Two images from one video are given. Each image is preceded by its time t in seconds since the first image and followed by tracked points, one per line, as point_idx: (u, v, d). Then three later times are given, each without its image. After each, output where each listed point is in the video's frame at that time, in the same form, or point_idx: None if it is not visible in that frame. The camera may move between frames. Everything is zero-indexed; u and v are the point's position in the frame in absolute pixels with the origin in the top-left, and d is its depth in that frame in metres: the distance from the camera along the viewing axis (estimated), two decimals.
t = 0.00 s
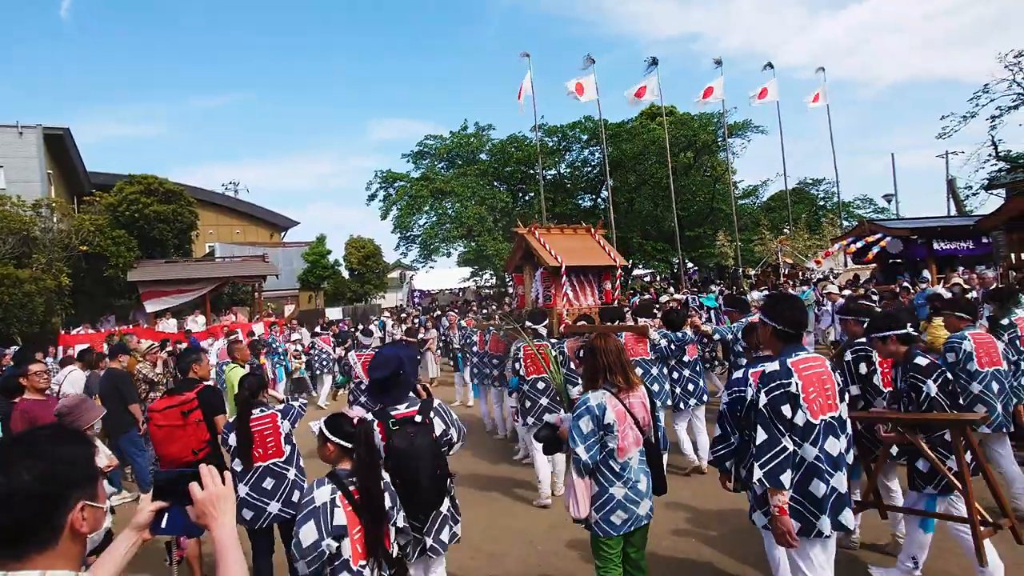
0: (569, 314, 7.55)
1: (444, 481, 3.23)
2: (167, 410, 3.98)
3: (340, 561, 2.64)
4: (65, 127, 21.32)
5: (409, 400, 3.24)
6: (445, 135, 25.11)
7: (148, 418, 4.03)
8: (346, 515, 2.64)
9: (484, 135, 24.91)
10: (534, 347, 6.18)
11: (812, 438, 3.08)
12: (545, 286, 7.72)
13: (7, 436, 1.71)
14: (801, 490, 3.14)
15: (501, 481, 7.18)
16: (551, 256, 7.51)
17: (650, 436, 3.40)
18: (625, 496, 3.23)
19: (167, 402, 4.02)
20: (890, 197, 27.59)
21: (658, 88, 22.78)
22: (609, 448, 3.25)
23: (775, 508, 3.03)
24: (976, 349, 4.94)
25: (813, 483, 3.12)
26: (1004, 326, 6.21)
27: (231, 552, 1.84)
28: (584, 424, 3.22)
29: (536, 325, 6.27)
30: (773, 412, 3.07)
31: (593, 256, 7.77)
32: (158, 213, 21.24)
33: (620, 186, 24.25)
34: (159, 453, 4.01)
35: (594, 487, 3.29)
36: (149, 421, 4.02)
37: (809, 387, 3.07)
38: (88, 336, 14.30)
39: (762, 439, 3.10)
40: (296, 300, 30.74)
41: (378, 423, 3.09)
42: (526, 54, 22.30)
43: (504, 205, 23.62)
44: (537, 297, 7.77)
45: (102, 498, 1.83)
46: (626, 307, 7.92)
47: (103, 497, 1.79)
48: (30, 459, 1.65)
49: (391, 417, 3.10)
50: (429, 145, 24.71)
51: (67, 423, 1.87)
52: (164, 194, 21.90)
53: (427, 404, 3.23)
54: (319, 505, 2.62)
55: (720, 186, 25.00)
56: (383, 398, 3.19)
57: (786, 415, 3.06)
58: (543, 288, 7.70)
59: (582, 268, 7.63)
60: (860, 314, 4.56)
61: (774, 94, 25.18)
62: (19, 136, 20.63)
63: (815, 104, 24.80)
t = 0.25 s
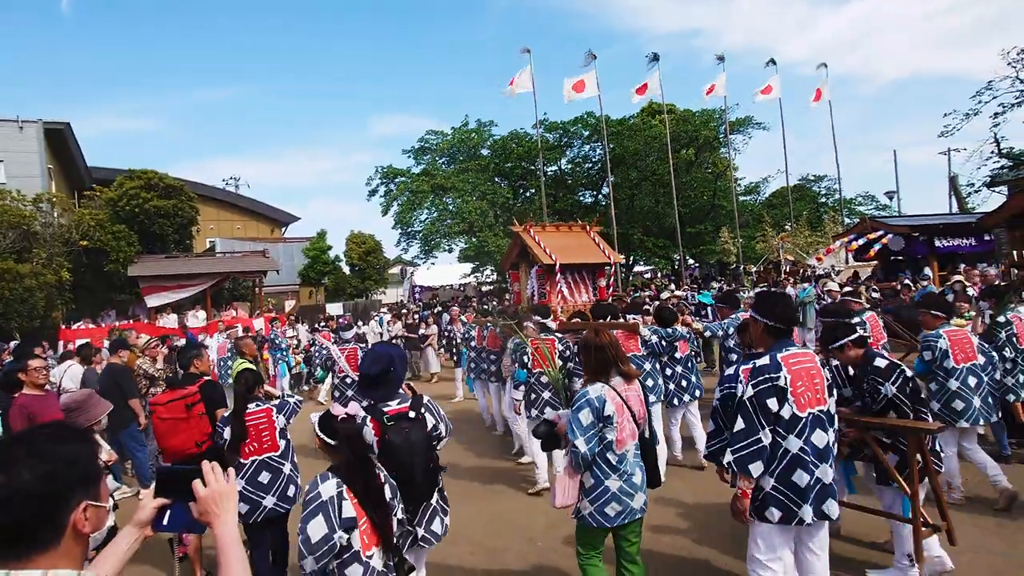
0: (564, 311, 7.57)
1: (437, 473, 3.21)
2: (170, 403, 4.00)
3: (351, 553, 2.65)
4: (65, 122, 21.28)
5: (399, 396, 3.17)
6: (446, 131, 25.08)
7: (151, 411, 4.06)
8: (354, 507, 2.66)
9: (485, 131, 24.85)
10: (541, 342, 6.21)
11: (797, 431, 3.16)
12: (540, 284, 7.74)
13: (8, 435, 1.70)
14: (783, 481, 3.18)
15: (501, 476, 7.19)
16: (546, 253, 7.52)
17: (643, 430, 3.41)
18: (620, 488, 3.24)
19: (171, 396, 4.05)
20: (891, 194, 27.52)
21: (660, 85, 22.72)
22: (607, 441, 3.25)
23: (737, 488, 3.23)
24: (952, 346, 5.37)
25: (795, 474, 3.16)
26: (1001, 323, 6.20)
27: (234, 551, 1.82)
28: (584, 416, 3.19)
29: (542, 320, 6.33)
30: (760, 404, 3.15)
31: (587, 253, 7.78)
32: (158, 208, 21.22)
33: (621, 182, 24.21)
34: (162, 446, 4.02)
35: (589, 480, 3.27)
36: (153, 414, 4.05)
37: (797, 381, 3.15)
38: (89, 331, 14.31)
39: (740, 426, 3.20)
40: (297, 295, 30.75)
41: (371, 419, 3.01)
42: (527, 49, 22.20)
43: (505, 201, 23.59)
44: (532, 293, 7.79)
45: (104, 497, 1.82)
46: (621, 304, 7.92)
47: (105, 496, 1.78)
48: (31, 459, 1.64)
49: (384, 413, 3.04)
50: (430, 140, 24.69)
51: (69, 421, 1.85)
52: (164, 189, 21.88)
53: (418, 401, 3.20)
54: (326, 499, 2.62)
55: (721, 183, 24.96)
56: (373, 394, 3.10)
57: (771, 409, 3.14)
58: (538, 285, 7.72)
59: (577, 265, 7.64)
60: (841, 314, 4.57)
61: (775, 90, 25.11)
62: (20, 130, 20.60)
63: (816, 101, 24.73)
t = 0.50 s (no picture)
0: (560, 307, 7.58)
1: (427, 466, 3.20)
2: (186, 398, 4.13)
3: (352, 550, 2.75)
4: (67, 116, 21.28)
5: (392, 389, 3.15)
6: (448, 126, 25.05)
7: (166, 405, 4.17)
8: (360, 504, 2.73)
9: (487, 126, 24.81)
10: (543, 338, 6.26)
11: (784, 424, 3.19)
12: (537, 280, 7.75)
13: (10, 430, 1.69)
14: (770, 473, 3.19)
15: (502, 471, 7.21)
16: (541, 250, 7.50)
17: (638, 426, 3.43)
18: (615, 483, 3.24)
19: (185, 390, 4.16)
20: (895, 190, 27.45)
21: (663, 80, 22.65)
22: (601, 436, 3.24)
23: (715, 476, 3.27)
24: (937, 341, 5.51)
25: (781, 467, 3.18)
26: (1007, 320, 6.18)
27: (236, 548, 1.82)
28: (578, 412, 3.19)
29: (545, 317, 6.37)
30: (746, 399, 3.17)
31: (582, 249, 7.73)
32: (160, 202, 21.23)
33: (623, 178, 24.16)
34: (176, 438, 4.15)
35: (583, 475, 3.26)
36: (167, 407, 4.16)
37: (785, 375, 3.18)
38: (91, 325, 14.35)
39: (727, 420, 3.23)
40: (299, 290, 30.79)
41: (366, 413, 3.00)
42: (530, 44, 22.12)
43: (507, 196, 23.56)
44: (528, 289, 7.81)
45: (106, 493, 1.82)
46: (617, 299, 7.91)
47: (107, 492, 1.78)
48: (33, 456, 1.63)
49: (379, 407, 3.04)
50: (432, 136, 24.69)
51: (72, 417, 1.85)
52: (166, 183, 21.88)
53: (411, 393, 3.19)
54: (330, 496, 2.70)
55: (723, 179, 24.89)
56: (368, 388, 3.09)
57: (758, 404, 3.16)
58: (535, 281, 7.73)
59: (572, 262, 7.62)
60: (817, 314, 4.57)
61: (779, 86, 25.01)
62: (22, 124, 20.61)
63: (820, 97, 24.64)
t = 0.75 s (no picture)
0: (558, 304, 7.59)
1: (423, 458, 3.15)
2: (206, 388, 4.25)
3: (357, 544, 2.75)
4: (71, 110, 21.29)
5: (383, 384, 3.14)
6: (451, 122, 25.04)
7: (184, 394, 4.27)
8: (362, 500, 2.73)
9: (490, 122, 24.76)
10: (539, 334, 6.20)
11: (762, 422, 3.20)
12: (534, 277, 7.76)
13: (14, 427, 1.69)
14: (749, 470, 3.21)
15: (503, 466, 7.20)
16: (538, 248, 7.50)
17: (621, 423, 3.41)
18: (597, 482, 3.23)
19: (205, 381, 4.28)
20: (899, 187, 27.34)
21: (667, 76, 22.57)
22: (582, 435, 3.24)
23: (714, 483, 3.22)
24: (929, 338, 5.49)
25: (760, 464, 3.20)
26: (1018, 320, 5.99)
27: (237, 543, 1.82)
28: (557, 413, 3.19)
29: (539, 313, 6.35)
30: (726, 398, 3.21)
31: (579, 247, 7.70)
32: (162, 198, 21.23)
33: (626, 175, 24.10)
34: (190, 427, 4.26)
35: (565, 474, 3.26)
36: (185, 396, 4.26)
37: (762, 375, 3.19)
38: (94, 320, 14.38)
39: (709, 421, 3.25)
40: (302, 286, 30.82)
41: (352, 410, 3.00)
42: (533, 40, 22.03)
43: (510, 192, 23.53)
44: (526, 286, 7.83)
45: (108, 490, 1.82)
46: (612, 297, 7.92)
47: (109, 489, 1.78)
48: (37, 452, 1.63)
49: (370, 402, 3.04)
50: (435, 131, 24.67)
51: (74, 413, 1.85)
52: (169, 178, 21.88)
53: (400, 387, 3.17)
54: (336, 491, 2.71)
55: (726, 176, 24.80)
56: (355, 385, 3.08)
57: (737, 402, 3.19)
58: (533, 278, 7.75)
59: (569, 260, 7.60)
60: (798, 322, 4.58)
61: (783, 82, 24.91)
62: (26, 119, 20.64)
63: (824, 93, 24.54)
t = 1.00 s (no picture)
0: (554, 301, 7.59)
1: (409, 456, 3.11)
2: (217, 380, 4.29)
3: (356, 543, 2.73)
4: (75, 107, 21.31)
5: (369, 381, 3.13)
6: (454, 119, 25.02)
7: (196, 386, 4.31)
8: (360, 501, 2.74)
9: (493, 119, 24.73)
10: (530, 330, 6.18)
11: (731, 422, 3.21)
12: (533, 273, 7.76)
13: (17, 427, 1.70)
14: (718, 468, 3.27)
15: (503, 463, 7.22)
16: (537, 245, 7.50)
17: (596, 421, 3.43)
18: (569, 479, 3.24)
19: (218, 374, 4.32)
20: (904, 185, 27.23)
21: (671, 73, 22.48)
22: (554, 434, 3.25)
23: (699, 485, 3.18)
24: (923, 335, 5.49)
25: (728, 462, 3.24)
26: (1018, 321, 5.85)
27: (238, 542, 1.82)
28: (529, 412, 3.22)
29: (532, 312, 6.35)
30: (698, 400, 3.23)
31: (578, 245, 7.70)
32: (165, 194, 21.25)
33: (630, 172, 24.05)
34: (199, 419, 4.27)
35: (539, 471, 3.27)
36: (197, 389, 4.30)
37: (731, 377, 3.19)
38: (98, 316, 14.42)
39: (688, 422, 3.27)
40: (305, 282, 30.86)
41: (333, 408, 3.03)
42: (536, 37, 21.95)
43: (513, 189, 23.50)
44: (524, 283, 7.83)
45: (110, 491, 1.82)
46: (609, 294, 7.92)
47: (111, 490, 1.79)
48: (39, 452, 1.63)
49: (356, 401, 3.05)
50: (439, 128, 24.66)
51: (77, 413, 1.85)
52: (172, 175, 21.90)
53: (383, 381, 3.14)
54: (336, 489, 2.76)
55: (730, 173, 24.71)
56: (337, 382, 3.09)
57: (708, 404, 3.21)
58: (530, 275, 7.75)
59: (568, 258, 7.59)
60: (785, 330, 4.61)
61: (787, 80, 24.81)
62: (30, 115, 20.67)
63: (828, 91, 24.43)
